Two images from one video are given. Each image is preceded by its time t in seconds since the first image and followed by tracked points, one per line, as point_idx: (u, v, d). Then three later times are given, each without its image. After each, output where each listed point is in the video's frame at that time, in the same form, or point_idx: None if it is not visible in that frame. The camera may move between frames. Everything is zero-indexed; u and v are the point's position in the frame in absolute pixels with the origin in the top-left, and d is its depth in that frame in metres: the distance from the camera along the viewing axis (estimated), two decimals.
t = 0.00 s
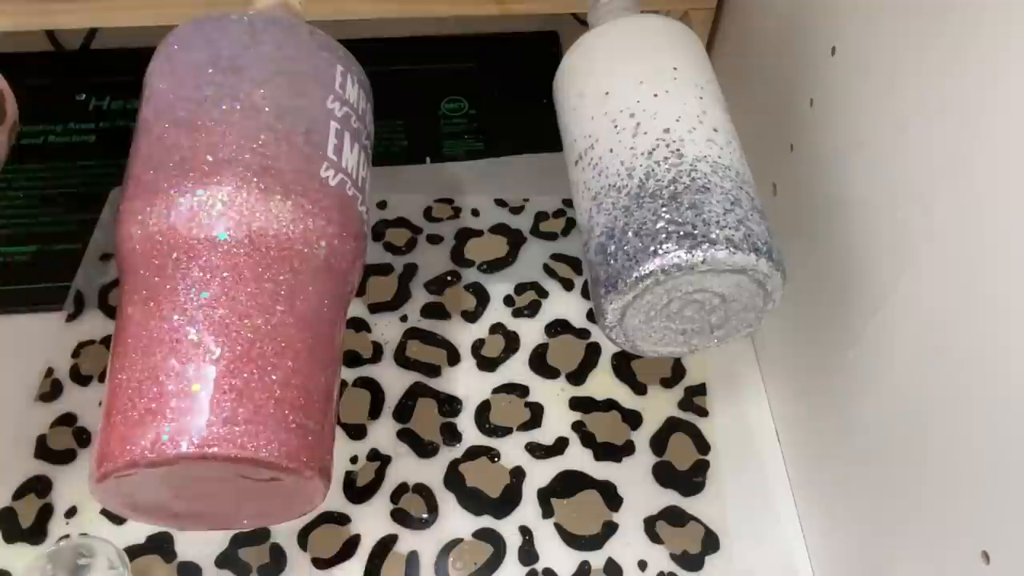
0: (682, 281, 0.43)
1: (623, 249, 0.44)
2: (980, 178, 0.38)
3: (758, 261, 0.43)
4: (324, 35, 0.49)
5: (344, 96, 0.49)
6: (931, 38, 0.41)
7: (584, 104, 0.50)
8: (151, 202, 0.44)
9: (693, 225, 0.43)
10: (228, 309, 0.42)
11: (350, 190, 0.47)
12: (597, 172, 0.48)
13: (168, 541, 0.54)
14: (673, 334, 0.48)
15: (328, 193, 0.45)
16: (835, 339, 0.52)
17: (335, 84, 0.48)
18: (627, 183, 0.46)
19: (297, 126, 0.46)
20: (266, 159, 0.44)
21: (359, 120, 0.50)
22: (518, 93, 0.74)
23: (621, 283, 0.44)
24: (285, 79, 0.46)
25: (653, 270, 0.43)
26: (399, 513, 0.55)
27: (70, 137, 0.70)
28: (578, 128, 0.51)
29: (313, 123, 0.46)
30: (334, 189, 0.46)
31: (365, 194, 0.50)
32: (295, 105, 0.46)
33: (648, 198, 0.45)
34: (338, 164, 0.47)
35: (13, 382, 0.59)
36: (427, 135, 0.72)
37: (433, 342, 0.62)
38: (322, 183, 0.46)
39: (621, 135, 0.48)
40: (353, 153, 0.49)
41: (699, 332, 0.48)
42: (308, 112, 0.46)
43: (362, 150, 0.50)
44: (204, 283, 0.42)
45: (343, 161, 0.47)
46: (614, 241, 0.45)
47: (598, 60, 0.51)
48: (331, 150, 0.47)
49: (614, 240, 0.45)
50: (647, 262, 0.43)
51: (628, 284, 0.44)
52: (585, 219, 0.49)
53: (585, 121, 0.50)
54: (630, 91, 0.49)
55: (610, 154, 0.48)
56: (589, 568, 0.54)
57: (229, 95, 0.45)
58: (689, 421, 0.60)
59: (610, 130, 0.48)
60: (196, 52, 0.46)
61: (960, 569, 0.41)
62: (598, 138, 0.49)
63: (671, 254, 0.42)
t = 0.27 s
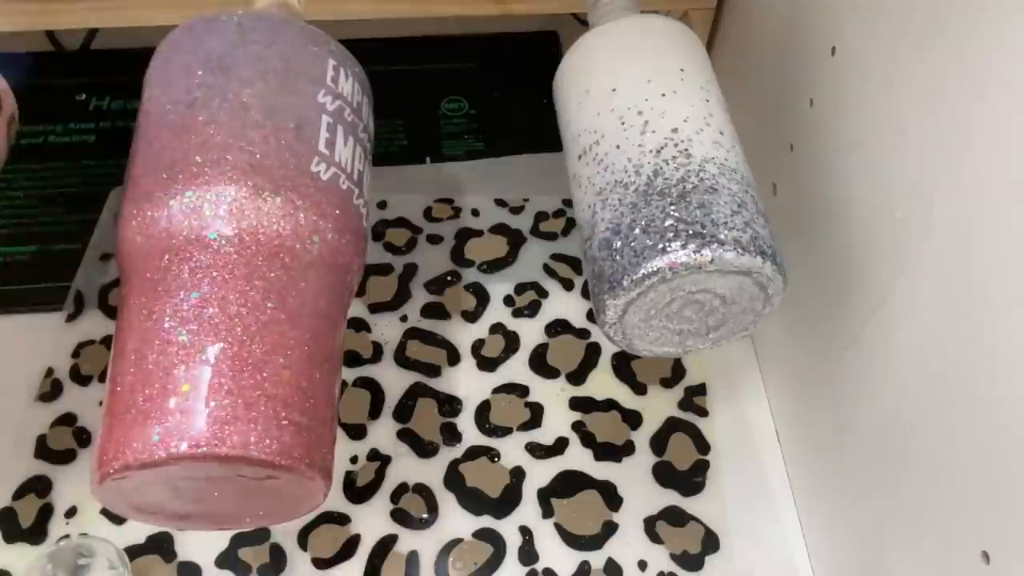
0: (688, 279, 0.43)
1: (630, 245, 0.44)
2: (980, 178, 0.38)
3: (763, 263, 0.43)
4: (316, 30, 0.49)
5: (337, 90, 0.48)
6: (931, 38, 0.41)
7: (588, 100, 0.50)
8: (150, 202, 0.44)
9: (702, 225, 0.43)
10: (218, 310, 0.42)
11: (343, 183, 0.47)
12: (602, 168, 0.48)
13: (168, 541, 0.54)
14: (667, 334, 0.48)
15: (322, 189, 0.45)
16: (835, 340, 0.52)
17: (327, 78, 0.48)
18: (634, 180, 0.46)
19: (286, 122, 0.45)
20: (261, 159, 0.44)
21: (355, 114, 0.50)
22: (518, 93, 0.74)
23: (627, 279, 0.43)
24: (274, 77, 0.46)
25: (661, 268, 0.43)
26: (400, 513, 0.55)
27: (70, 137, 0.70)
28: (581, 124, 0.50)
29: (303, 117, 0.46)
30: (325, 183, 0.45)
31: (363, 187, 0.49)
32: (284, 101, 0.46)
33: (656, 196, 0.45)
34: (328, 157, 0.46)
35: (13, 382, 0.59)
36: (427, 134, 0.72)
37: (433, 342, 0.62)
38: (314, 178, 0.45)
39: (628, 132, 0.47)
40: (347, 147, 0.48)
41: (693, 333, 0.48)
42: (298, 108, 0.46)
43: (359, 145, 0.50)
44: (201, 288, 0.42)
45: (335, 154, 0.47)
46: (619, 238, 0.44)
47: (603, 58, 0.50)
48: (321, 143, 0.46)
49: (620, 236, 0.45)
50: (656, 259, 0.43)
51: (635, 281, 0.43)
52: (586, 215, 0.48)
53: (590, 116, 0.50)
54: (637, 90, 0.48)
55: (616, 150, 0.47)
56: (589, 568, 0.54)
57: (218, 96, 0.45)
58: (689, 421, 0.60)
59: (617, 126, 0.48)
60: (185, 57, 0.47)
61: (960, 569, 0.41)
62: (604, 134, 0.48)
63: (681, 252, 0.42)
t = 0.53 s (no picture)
0: (694, 279, 0.43)
1: (639, 242, 0.44)
2: (980, 177, 0.38)
3: (769, 266, 0.43)
4: (306, 25, 0.49)
5: (327, 84, 0.48)
6: (930, 37, 0.41)
7: (594, 96, 0.50)
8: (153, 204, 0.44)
9: (711, 225, 0.43)
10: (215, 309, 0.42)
11: (335, 176, 0.46)
12: (609, 164, 0.47)
13: (167, 541, 0.54)
14: (663, 334, 0.48)
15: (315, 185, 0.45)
16: (835, 340, 0.52)
17: (318, 72, 0.47)
18: (643, 177, 0.46)
19: (274, 119, 0.45)
20: (252, 157, 0.44)
21: (350, 108, 0.49)
22: (518, 93, 0.74)
23: (634, 275, 0.43)
24: (262, 73, 0.46)
25: (669, 266, 0.42)
26: (399, 513, 0.55)
27: (69, 137, 0.70)
28: (586, 120, 0.50)
29: (293, 113, 0.46)
30: (316, 177, 0.45)
31: (360, 180, 0.48)
32: (273, 98, 0.46)
33: (666, 194, 0.44)
34: (318, 152, 0.46)
35: (13, 382, 0.60)
36: (427, 134, 0.72)
37: (433, 342, 0.62)
38: (303, 174, 0.45)
39: (637, 130, 0.47)
40: (341, 140, 0.47)
41: (690, 334, 0.48)
42: (286, 104, 0.46)
43: (356, 140, 0.49)
44: (191, 287, 0.42)
45: (327, 149, 0.46)
46: (627, 234, 0.44)
47: (609, 56, 0.50)
48: (310, 136, 0.46)
49: (628, 232, 0.44)
50: (665, 256, 0.42)
51: (642, 277, 0.43)
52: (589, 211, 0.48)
53: (597, 112, 0.49)
54: (646, 88, 0.48)
55: (624, 146, 0.47)
56: (589, 568, 0.54)
57: (205, 97, 0.45)
58: (689, 421, 0.60)
59: (625, 123, 0.48)
60: (175, 60, 0.47)
61: (960, 569, 0.41)
62: (611, 130, 0.48)
63: (690, 251, 0.42)
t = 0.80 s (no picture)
0: (700, 279, 0.43)
1: (647, 238, 0.43)
2: (980, 176, 0.38)
3: (773, 270, 0.44)
4: (295, 21, 0.48)
5: (317, 78, 0.47)
6: (931, 37, 0.41)
7: (599, 93, 0.50)
8: (155, 204, 0.44)
9: (720, 227, 0.43)
10: (214, 308, 0.42)
11: (326, 170, 0.46)
12: (615, 160, 0.47)
13: (168, 541, 0.54)
14: (659, 334, 0.47)
15: (306, 179, 0.45)
16: (835, 339, 0.52)
17: (307, 66, 0.47)
18: (652, 175, 0.45)
19: (262, 117, 0.45)
20: (240, 155, 0.44)
21: (342, 101, 0.49)
22: (518, 93, 0.74)
23: (641, 271, 0.43)
24: (249, 72, 0.46)
25: (678, 264, 0.42)
26: (399, 513, 0.55)
27: (69, 137, 0.70)
28: (591, 116, 0.50)
29: (280, 109, 0.45)
30: (305, 172, 0.45)
31: (355, 172, 0.48)
32: (260, 96, 0.45)
33: (675, 193, 0.44)
34: (306, 147, 0.46)
35: (13, 382, 0.59)
36: (427, 134, 0.72)
37: (433, 342, 0.62)
38: (291, 168, 0.45)
39: (645, 127, 0.47)
40: (333, 133, 0.47)
41: (686, 334, 0.48)
42: (275, 101, 0.46)
43: (350, 133, 0.49)
44: (181, 288, 0.42)
45: (317, 143, 0.46)
46: (635, 230, 0.44)
47: (614, 53, 0.50)
48: (298, 130, 0.45)
49: (636, 228, 0.44)
50: (674, 254, 0.42)
51: (650, 274, 0.43)
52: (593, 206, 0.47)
53: (603, 108, 0.49)
54: (654, 87, 0.48)
55: (631, 143, 0.47)
56: (589, 568, 0.54)
57: (193, 100, 0.45)
58: (689, 421, 0.60)
59: (633, 120, 0.48)
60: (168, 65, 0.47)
61: (960, 569, 0.41)
62: (619, 126, 0.48)
63: (700, 250, 0.42)
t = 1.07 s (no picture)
0: (705, 279, 0.43)
1: (655, 235, 0.43)
2: (980, 175, 0.38)
3: (776, 275, 0.44)
4: (284, 17, 0.48)
5: (307, 73, 0.47)
6: (931, 38, 0.41)
7: (606, 89, 0.49)
8: (156, 203, 0.44)
9: (729, 228, 0.43)
10: (217, 308, 0.42)
11: (317, 164, 0.45)
12: (623, 156, 0.47)
13: (167, 541, 0.54)
14: (655, 332, 0.47)
15: (297, 175, 0.45)
16: (835, 339, 0.52)
17: (297, 62, 0.47)
18: (660, 173, 0.45)
19: (250, 115, 0.45)
20: (230, 154, 0.44)
21: (335, 94, 0.48)
22: (518, 93, 0.74)
23: (648, 268, 0.43)
24: (237, 72, 0.46)
25: (686, 263, 0.42)
26: (399, 513, 0.55)
27: (69, 137, 0.70)
28: (596, 112, 0.49)
29: (269, 106, 0.45)
30: (295, 167, 0.45)
31: (349, 166, 0.48)
32: (248, 95, 0.45)
33: (684, 193, 0.44)
34: (295, 143, 0.45)
35: (13, 382, 0.60)
36: (427, 134, 0.72)
37: (433, 342, 0.62)
38: (280, 165, 0.44)
39: (653, 126, 0.47)
40: (325, 128, 0.47)
41: (682, 335, 0.48)
42: (264, 98, 0.45)
43: (344, 127, 0.48)
44: (172, 289, 0.42)
45: (307, 138, 0.46)
46: (642, 227, 0.44)
47: (620, 51, 0.50)
48: (287, 126, 0.45)
49: (644, 224, 0.44)
50: (683, 253, 0.42)
51: (656, 271, 0.43)
52: (597, 202, 0.47)
53: (610, 104, 0.49)
54: (662, 87, 0.48)
55: (640, 141, 0.47)
56: (589, 568, 0.54)
57: (184, 103, 0.45)
58: (689, 421, 0.60)
59: (641, 118, 0.48)
60: (161, 70, 0.47)
61: (960, 569, 0.41)
62: (627, 123, 0.48)
63: (708, 250, 0.42)
